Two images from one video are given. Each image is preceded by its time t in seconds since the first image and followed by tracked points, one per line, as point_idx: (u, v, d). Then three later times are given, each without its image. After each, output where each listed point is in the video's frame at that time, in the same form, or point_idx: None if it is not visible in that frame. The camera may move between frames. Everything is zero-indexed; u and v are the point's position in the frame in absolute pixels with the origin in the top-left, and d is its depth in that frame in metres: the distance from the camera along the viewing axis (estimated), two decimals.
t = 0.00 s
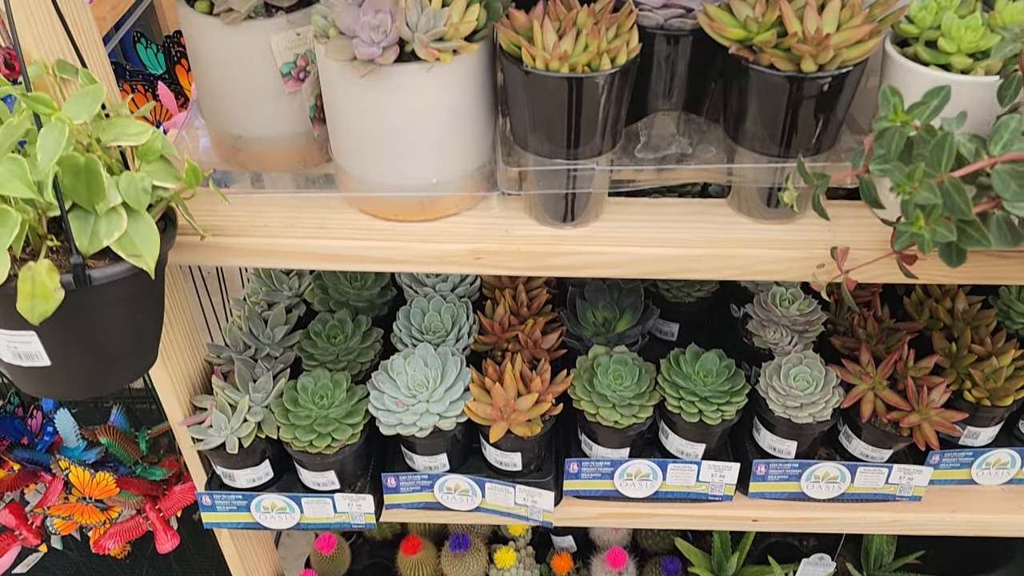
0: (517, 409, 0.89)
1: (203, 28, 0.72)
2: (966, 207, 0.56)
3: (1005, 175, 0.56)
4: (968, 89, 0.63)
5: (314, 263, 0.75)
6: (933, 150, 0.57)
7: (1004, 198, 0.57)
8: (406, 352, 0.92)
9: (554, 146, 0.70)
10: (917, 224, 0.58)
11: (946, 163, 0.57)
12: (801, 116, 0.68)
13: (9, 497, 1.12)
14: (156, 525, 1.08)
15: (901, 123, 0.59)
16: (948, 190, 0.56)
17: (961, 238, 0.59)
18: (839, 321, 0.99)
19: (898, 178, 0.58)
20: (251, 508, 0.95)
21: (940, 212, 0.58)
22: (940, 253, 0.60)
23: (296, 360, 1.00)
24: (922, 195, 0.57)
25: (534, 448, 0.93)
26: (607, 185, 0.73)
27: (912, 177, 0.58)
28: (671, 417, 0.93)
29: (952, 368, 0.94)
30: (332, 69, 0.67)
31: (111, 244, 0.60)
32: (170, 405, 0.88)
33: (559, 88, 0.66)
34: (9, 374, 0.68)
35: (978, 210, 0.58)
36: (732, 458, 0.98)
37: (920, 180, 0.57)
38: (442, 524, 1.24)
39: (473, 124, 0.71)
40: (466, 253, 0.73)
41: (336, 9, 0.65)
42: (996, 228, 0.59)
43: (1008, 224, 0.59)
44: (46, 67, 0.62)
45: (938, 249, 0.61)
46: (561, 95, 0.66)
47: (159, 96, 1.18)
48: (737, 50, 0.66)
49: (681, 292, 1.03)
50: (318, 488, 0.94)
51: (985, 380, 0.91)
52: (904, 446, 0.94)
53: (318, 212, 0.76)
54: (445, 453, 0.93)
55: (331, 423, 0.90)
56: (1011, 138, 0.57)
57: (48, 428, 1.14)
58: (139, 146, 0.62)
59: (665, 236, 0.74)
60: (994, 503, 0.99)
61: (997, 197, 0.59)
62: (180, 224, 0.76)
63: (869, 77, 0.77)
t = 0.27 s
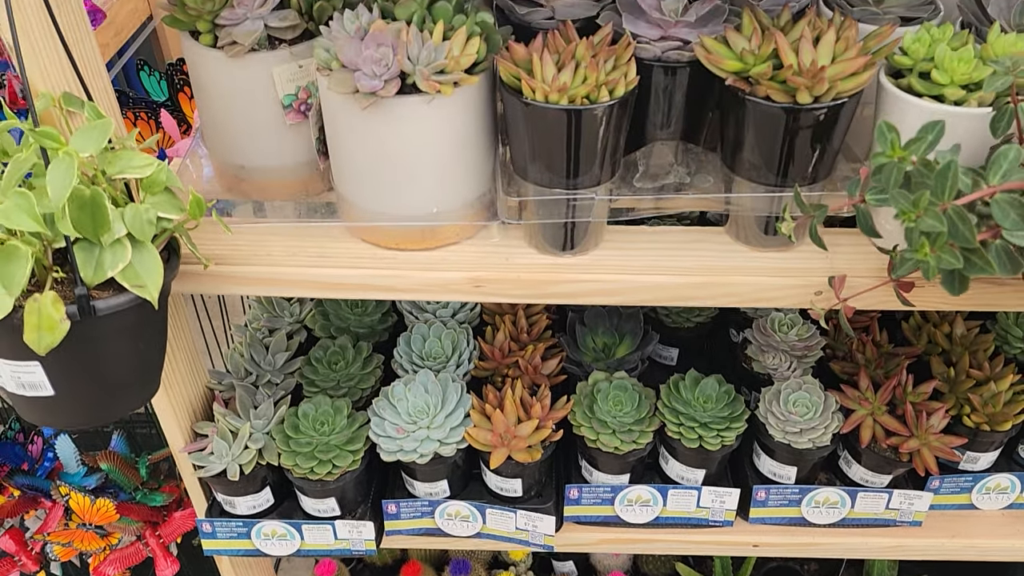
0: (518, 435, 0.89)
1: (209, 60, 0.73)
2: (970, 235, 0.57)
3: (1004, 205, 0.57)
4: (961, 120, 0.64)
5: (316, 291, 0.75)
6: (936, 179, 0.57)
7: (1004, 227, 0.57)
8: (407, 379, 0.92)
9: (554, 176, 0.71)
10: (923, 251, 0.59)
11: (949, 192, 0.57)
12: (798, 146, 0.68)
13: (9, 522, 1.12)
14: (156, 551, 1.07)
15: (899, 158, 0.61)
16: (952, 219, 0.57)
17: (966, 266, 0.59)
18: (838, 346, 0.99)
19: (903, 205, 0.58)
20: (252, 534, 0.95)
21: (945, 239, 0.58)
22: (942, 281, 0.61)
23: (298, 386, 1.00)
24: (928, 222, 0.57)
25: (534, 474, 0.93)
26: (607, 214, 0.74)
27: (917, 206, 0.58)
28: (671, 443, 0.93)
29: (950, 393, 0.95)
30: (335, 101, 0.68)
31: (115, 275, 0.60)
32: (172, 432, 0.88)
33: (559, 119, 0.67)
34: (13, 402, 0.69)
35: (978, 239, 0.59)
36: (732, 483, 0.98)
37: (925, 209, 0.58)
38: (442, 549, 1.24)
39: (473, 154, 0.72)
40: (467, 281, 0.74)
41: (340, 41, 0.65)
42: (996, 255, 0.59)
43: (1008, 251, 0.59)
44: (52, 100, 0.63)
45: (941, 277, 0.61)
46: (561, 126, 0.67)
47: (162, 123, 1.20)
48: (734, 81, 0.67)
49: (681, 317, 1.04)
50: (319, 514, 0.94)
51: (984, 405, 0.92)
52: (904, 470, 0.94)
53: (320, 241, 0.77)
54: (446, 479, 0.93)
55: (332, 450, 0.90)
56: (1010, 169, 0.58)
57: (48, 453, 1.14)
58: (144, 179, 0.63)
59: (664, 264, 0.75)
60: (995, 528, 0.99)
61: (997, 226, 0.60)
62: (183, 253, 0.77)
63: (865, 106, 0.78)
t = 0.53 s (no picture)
0: (517, 460, 0.89)
1: (210, 89, 0.74)
2: (953, 266, 0.57)
3: (991, 235, 0.58)
4: (954, 148, 0.65)
5: (316, 318, 0.76)
6: (921, 210, 0.58)
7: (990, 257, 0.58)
8: (406, 404, 0.92)
9: (552, 204, 0.71)
10: (906, 282, 0.60)
11: (934, 223, 0.58)
12: (793, 173, 0.69)
13: (7, 549, 1.12)
14: None
15: (888, 181, 0.61)
16: (936, 250, 0.57)
17: (950, 296, 0.60)
18: (835, 370, 1.00)
19: (887, 238, 0.60)
20: (251, 561, 0.95)
21: (928, 271, 0.59)
22: (928, 310, 0.61)
23: (297, 412, 1.01)
24: (911, 254, 0.58)
25: (532, 499, 0.93)
26: (603, 241, 0.75)
27: (901, 237, 0.59)
28: (670, 468, 0.93)
29: (948, 416, 0.95)
30: (335, 131, 0.68)
31: (117, 303, 0.61)
32: (171, 458, 0.88)
33: (557, 148, 0.67)
34: (13, 430, 0.69)
35: (965, 269, 0.60)
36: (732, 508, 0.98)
37: (909, 241, 0.59)
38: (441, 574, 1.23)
39: (472, 182, 0.72)
40: (466, 307, 0.74)
41: (339, 71, 0.66)
42: (983, 284, 0.60)
43: (996, 281, 0.60)
44: (56, 131, 0.64)
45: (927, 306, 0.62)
46: (559, 155, 0.68)
47: (163, 149, 1.21)
48: (729, 110, 0.68)
49: (679, 341, 1.04)
50: (318, 540, 0.94)
51: (981, 428, 0.92)
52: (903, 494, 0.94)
53: (320, 268, 0.78)
54: (445, 504, 0.93)
55: (331, 476, 0.90)
56: (996, 200, 0.59)
57: (47, 478, 1.14)
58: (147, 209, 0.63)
59: (662, 290, 0.75)
60: (993, 551, 0.99)
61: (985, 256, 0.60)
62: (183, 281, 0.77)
63: (860, 133, 0.78)
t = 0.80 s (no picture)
0: (515, 484, 0.89)
1: (210, 117, 0.74)
2: (948, 291, 0.58)
3: (984, 260, 0.59)
4: (946, 174, 0.65)
5: (315, 343, 0.76)
6: (914, 236, 0.59)
7: (984, 282, 0.59)
8: (404, 429, 0.92)
9: (549, 230, 0.72)
10: (902, 307, 0.60)
11: (928, 249, 0.59)
12: (789, 198, 0.70)
13: None
14: None
15: (880, 214, 0.62)
16: (931, 275, 0.58)
17: (945, 321, 0.60)
18: (832, 393, 1.00)
19: (881, 262, 0.60)
20: None
21: (924, 295, 0.59)
22: (925, 334, 0.62)
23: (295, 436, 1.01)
24: (907, 279, 0.58)
25: (531, 524, 0.93)
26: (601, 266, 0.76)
27: (895, 262, 0.59)
28: (669, 492, 0.93)
29: (945, 439, 0.95)
30: (334, 158, 0.69)
31: (115, 331, 0.61)
32: (168, 484, 0.88)
33: (554, 174, 0.68)
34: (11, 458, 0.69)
35: (959, 294, 0.60)
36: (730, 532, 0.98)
37: (903, 265, 0.59)
38: None
39: (470, 208, 0.73)
40: (464, 333, 0.74)
41: (337, 100, 0.67)
42: (978, 310, 0.60)
43: (990, 305, 0.60)
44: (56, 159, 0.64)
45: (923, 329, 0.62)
46: (556, 181, 0.68)
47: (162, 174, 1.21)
48: (725, 136, 0.69)
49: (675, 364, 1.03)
50: (315, 566, 0.93)
51: (978, 451, 0.92)
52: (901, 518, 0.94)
53: (319, 293, 0.78)
54: (443, 529, 0.93)
55: (329, 501, 0.90)
56: (988, 226, 0.60)
57: (43, 503, 1.13)
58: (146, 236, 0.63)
59: (659, 315, 0.76)
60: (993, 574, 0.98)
61: (977, 280, 0.61)
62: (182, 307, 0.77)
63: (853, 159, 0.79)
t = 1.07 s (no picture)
0: (512, 508, 0.89)
1: (209, 143, 0.75)
2: (938, 321, 0.58)
3: (976, 289, 0.59)
4: (939, 200, 0.66)
5: (312, 368, 0.76)
6: (907, 265, 0.59)
7: (975, 310, 0.59)
8: (401, 453, 0.92)
9: (545, 256, 0.72)
10: (894, 338, 0.60)
11: (919, 279, 0.59)
12: (783, 224, 0.70)
13: None
14: None
15: (875, 238, 0.62)
16: (921, 306, 0.59)
17: (937, 352, 0.60)
18: (829, 415, 1.00)
19: (873, 293, 0.60)
20: None
21: (915, 326, 0.60)
22: (916, 364, 0.62)
23: (292, 461, 1.00)
24: (897, 310, 0.59)
25: (529, 546, 0.94)
26: (597, 291, 0.76)
27: (888, 293, 0.60)
28: (666, 515, 0.93)
29: (942, 461, 0.94)
30: (331, 184, 0.69)
31: (113, 358, 0.61)
32: (164, 509, 0.88)
33: (550, 201, 0.68)
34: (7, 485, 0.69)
35: (951, 321, 0.61)
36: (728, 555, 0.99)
37: (895, 296, 0.59)
38: None
39: (466, 234, 0.73)
40: (461, 357, 0.74)
41: (334, 127, 0.67)
42: (969, 337, 0.60)
43: (981, 333, 0.60)
44: (55, 187, 0.65)
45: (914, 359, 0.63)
46: (551, 207, 0.69)
47: (160, 198, 1.22)
48: (719, 163, 0.70)
49: (672, 388, 1.03)
50: None
51: (975, 473, 0.92)
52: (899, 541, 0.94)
53: (316, 318, 0.78)
54: (440, 553, 0.93)
55: (326, 526, 0.89)
56: (980, 255, 0.59)
57: (41, 528, 1.12)
58: (144, 263, 0.64)
59: (654, 339, 0.76)
60: None
61: (970, 309, 0.61)
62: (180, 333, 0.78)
63: (847, 184, 0.80)
